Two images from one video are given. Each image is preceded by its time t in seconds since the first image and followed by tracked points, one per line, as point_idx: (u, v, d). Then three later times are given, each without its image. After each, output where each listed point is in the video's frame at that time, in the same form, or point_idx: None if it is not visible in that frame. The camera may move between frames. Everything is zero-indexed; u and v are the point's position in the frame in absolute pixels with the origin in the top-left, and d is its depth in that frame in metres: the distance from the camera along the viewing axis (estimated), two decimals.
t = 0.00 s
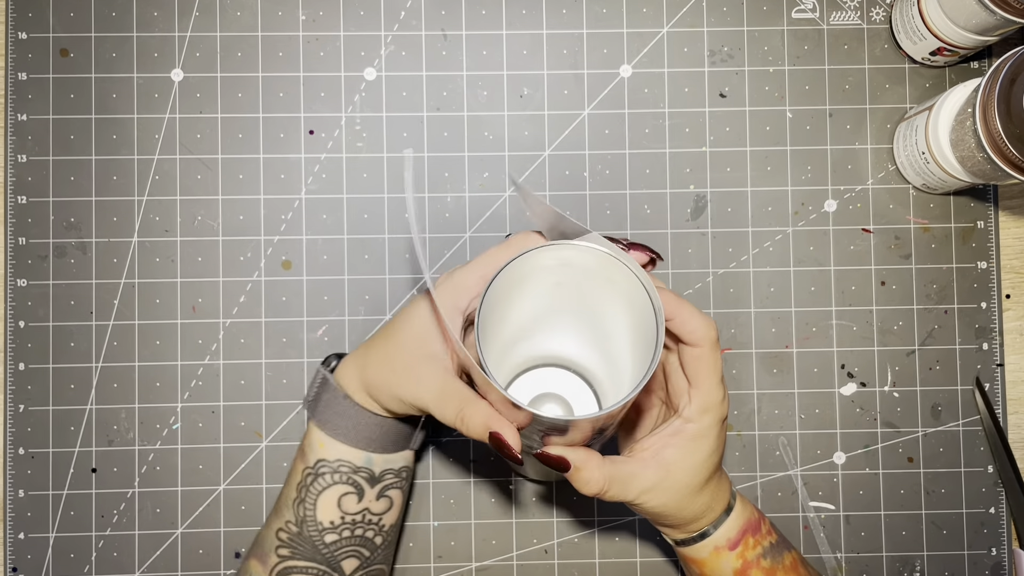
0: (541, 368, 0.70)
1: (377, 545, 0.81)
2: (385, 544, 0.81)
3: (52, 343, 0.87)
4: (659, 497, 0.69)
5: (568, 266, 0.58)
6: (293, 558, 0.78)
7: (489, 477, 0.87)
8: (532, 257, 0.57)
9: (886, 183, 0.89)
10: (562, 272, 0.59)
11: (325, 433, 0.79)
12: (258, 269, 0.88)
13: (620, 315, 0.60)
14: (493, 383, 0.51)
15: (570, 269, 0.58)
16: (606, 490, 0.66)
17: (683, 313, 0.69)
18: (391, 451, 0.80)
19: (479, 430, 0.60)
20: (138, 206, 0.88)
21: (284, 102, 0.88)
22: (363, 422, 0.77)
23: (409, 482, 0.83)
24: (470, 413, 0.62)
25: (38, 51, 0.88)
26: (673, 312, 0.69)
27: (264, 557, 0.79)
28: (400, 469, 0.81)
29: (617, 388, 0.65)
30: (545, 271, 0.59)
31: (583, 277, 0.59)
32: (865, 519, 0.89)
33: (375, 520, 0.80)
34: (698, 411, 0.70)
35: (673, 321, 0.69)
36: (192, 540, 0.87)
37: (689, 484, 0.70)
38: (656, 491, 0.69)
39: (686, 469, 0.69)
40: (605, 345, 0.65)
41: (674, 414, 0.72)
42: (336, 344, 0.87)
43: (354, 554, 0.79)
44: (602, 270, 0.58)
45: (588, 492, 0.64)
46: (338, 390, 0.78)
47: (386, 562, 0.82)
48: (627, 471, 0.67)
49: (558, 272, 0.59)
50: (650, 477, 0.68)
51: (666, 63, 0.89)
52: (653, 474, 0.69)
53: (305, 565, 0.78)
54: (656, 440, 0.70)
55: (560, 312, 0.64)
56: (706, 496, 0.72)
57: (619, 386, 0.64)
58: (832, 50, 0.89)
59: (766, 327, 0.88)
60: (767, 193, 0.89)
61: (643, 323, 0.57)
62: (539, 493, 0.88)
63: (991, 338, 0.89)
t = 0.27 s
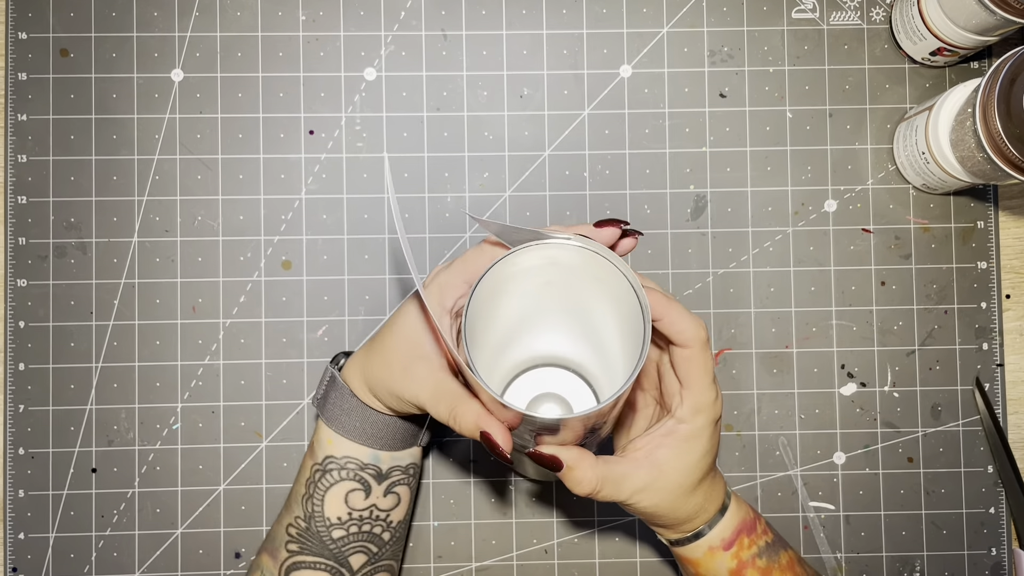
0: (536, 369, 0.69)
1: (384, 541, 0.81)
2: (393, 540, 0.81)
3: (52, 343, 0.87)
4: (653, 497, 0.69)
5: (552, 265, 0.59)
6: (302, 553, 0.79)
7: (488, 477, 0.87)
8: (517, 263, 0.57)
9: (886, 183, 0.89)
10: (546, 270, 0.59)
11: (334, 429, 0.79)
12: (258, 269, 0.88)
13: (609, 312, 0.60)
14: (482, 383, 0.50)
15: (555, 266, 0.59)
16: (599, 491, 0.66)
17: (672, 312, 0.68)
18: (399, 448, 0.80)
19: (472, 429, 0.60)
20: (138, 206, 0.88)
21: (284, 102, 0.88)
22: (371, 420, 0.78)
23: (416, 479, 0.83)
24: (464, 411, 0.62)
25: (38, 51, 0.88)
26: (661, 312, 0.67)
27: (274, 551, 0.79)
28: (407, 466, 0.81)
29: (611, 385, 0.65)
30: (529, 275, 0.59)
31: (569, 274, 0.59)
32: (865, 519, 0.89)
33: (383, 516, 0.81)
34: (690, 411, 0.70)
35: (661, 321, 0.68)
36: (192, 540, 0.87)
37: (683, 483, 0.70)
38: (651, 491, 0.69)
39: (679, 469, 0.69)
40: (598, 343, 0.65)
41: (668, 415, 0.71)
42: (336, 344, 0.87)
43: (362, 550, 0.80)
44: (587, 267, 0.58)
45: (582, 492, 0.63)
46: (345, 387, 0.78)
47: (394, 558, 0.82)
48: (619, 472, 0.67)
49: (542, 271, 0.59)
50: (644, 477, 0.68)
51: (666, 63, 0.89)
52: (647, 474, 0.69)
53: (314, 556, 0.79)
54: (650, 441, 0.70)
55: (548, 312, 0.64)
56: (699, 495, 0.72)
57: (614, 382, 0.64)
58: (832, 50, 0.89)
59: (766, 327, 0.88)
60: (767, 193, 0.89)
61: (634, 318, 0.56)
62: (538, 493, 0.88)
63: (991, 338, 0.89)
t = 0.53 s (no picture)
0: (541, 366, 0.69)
1: (403, 510, 0.81)
2: (412, 509, 0.82)
3: (52, 343, 0.87)
4: (659, 490, 0.69)
5: (564, 256, 0.57)
6: (321, 522, 0.80)
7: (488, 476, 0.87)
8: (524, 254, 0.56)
9: (886, 183, 0.89)
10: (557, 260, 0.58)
11: (350, 398, 0.80)
12: (258, 269, 0.88)
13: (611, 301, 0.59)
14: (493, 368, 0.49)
15: (567, 258, 0.57)
16: (605, 481, 0.65)
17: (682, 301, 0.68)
18: (415, 418, 0.80)
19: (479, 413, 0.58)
20: (138, 206, 0.88)
21: (284, 102, 0.88)
22: (385, 389, 0.78)
23: (435, 449, 0.83)
24: (469, 396, 0.61)
25: (38, 52, 0.88)
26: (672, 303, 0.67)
27: (294, 521, 0.80)
28: (424, 435, 0.81)
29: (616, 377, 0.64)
30: (533, 266, 0.58)
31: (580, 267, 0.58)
32: (865, 519, 0.89)
33: (401, 485, 0.81)
34: (697, 403, 0.70)
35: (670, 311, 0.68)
36: (192, 540, 0.87)
37: (689, 476, 0.70)
38: (657, 484, 0.69)
39: (684, 463, 0.69)
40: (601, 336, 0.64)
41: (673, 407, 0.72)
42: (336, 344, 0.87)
43: (380, 518, 0.80)
44: (592, 257, 0.57)
45: (589, 482, 0.62)
46: (361, 357, 0.79)
47: (414, 528, 0.82)
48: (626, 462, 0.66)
49: (554, 260, 0.58)
50: (649, 470, 0.68)
51: (666, 63, 0.89)
52: (653, 467, 0.68)
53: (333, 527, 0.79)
54: (656, 433, 0.70)
55: (551, 304, 0.63)
56: (704, 489, 0.72)
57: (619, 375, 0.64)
58: (832, 50, 0.89)
59: (766, 327, 0.88)
60: (767, 193, 0.89)
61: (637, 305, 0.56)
62: (539, 492, 0.88)
63: (991, 338, 0.89)
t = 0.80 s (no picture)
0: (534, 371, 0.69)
1: (401, 515, 0.81)
2: (410, 514, 0.82)
3: (51, 343, 0.87)
4: (654, 495, 0.69)
5: (560, 260, 0.59)
6: (319, 527, 0.80)
7: (488, 476, 0.87)
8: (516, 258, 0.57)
9: (886, 183, 0.89)
10: (555, 264, 0.59)
11: (346, 404, 0.80)
12: (257, 269, 0.88)
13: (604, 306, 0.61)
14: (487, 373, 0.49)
15: (561, 262, 0.59)
16: (601, 487, 0.65)
17: (676, 308, 0.68)
18: (411, 423, 0.80)
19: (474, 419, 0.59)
20: (138, 206, 0.88)
21: (284, 102, 0.88)
22: (382, 395, 0.78)
23: (432, 453, 0.83)
24: (465, 401, 0.61)
25: (38, 52, 0.88)
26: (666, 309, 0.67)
27: (291, 527, 0.81)
28: (422, 440, 0.81)
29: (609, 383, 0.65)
30: (526, 271, 0.59)
31: (578, 270, 0.59)
32: (865, 519, 0.89)
33: (398, 489, 0.81)
34: (691, 408, 0.70)
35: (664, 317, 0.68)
36: (192, 540, 0.87)
37: (684, 480, 0.70)
38: (652, 488, 0.69)
39: (680, 467, 0.69)
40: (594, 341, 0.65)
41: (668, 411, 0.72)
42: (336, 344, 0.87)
43: (378, 523, 0.80)
44: (589, 262, 0.59)
45: (584, 487, 0.63)
46: (357, 362, 0.78)
47: (413, 532, 0.83)
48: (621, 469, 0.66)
49: (551, 264, 0.59)
50: (645, 475, 0.68)
51: (666, 63, 0.89)
52: (648, 472, 0.68)
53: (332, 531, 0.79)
54: (651, 439, 0.70)
55: (548, 310, 0.64)
56: (700, 494, 0.72)
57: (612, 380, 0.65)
58: (832, 50, 0.89)
59: (766, 327, 0.88)
60: (767, 193, 0.89)
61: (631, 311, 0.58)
62: (539, 493, 0.88)
63: (991, 338, 0.89)
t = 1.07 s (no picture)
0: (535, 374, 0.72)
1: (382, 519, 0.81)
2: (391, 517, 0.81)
3: (51, 343, 0.87)
4: (655, 503, 0.70)
5: (568, 270, 0.60)
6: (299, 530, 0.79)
7: (488, 477, 0.87)
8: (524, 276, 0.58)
9: (886, 183, 0.89)
10: (562, 273, 0.61)
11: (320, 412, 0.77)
12: (258, 269, 0.88)
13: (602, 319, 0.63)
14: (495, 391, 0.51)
15: (569, 271, 0.60)
16: (602, 497, 0.67)
17: (682, 321, 0.69)
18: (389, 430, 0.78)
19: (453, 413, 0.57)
20: (138, 206, 0.88)
21: (284, 102, 0.88)
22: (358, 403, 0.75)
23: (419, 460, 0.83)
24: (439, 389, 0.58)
25: (38, 52, 0.88)
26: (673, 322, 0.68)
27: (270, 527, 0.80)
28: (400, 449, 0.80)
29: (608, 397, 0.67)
30: (534, 281, 0.61)
31: (583, 278, 0.61)
32: (865, 519, 0.89)
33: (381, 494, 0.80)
34: (695, 419, 0.71)
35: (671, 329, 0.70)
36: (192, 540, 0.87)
37: (686, 489, 0.70)
38: (653, 497, 0.69)
39: (680, 477, 0.70)
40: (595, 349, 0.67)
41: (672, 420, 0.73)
42: (336, 344, 0.87)
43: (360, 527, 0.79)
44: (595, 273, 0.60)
45: (585, 497, 0.66)
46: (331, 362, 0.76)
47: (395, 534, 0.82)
48: (621, 479, 0.68)
49: (558, 273, 0.61)
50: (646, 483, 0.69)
51: (666, 63, 0.89)
52: (649, 480, 0.69)
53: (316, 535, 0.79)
54: (654, 447, 0.71)
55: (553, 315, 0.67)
56: (701, 503, 0.73)
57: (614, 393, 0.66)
58: (832, 50, 0.89)
59: (766, 327, 0.88)
60: (767, 193, 0.89)
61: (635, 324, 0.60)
62: (539, 494, 0.88)
63: (991, 339, 0.89)
